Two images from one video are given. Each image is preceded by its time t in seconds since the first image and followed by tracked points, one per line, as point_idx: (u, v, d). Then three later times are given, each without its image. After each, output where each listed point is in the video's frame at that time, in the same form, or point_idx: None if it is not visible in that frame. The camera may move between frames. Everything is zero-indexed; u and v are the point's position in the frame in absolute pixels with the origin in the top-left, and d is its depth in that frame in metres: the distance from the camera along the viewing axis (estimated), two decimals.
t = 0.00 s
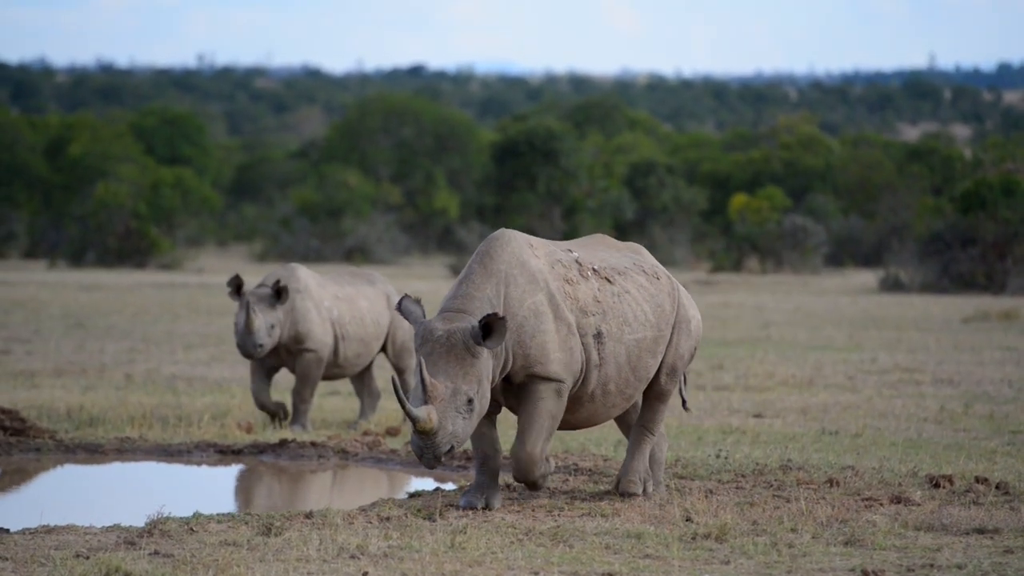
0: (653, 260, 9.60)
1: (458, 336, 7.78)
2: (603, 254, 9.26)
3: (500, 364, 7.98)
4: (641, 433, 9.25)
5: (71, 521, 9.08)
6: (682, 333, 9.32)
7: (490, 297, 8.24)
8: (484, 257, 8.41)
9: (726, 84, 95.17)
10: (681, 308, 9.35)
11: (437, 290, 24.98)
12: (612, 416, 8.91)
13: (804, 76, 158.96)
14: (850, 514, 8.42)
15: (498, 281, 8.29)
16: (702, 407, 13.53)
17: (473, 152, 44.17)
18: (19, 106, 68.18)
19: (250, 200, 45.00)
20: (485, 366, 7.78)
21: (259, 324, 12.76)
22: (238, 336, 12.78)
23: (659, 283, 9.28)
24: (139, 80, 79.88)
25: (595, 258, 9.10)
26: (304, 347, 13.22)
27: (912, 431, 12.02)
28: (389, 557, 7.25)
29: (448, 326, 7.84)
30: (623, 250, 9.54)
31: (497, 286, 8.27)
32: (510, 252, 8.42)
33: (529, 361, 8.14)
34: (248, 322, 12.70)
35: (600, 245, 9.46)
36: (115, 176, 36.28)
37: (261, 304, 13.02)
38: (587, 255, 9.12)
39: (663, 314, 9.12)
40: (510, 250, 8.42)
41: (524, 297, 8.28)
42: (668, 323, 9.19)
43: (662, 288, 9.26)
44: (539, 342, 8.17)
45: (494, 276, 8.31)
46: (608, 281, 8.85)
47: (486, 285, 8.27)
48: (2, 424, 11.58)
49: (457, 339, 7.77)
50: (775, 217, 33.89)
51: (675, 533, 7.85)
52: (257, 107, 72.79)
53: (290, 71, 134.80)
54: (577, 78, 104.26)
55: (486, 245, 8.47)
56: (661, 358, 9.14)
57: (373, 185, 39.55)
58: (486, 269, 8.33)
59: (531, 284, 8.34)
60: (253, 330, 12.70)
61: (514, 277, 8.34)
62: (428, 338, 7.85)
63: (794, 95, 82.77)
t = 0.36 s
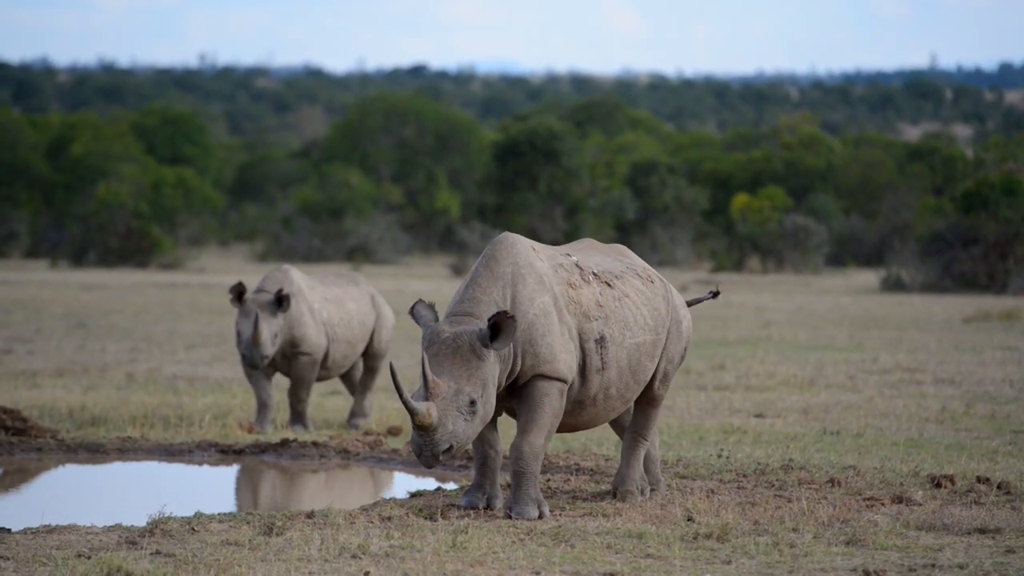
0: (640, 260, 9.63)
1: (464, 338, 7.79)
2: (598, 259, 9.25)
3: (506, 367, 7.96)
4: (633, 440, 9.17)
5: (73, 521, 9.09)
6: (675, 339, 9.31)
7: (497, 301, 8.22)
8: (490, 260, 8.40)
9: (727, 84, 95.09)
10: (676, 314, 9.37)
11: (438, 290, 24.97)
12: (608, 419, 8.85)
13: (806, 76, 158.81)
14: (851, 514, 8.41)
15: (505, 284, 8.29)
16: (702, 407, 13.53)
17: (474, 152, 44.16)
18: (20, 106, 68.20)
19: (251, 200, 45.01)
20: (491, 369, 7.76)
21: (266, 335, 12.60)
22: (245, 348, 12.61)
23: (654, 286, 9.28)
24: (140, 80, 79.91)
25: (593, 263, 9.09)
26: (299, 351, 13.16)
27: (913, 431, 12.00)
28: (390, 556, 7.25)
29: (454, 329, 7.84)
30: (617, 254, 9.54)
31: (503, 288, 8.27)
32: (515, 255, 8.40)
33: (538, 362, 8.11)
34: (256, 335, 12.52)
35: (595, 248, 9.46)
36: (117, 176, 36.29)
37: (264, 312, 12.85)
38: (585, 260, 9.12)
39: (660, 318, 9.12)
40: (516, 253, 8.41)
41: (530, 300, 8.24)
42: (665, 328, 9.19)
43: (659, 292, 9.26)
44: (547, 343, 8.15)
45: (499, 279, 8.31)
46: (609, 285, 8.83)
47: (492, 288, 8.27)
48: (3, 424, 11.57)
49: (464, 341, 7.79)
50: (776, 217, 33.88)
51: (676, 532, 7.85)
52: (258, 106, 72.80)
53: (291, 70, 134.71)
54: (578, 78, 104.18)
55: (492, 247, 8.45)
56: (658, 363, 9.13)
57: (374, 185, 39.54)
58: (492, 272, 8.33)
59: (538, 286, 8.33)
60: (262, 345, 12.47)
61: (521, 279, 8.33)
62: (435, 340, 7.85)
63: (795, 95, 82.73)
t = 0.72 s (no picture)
0: (635, 257, 9.71)
1: (479, 339, 7.72)
2: (600, 258, 9.30)
3: (522, 366, 7.88)
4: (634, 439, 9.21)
5: (75, 518, 9.08)
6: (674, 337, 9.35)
7: (510, 299, 8.16)
8: (501, 259, 8.32)
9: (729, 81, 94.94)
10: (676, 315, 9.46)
11: (439, 288, 24.96)
12: (611, 417, 8.89)
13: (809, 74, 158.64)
14: (853, 511, 8.40)
15: (518, 284, 8.21)
16: (704, 404, 13.51)
17: (476, 149, 44.15)
18: (22, 103, 68.23)
19: (253, 197, 45.01)
20: (507, 368, 7.70)
21: (264, 344, 12.55)
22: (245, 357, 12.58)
23: (658, 285, 9.43)
24: (142, 78, 79.93)
25: (597, 261, 9.13)
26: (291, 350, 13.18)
27: (916, 428, 12.00)
28: (392, 553, 7.24)
29: (470, 330, 7.77)
30: (613, 252, 9.63)
31: (516, 289, 8.19)
32: (526, 255, 8.35)
33: (548, 365, 8.02)
34: (254, 342, 12.47)
35: (595, 247, 9.51)
36: (118, 174, 36.30)
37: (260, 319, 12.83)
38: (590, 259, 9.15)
39: (663, 316, 9.21)
40: (528, 253, 8.35)
41: (544, 297, 8.19)
42: (667, 326, 9.29)
43: (659, 290, 9.33)
44: (557, 346, 8.05)
45: (512, 279, 8.22)
46: (616, 284, 8.87)
47: (504, 288, 8.19)
48: (5, 421, 11.56)
49: (479, 342, 7.72)
50: (778, 215, 33.86)
51: (678, 530, 7.85)
52: (260, 104, 72.81)
53: (294, 68, 134.65)
54: (580, 75, 104.17)
55: (502, 247, 8.38)
56: (661, 360, 9.18)
57: (376, 182, 39.54)
58: (505, 272, 8.25)
59: (550, 286, 8.26)
60: (259, 351, 12.48)
61: (533, 279, 8.26)
62: (451, 343, 7.78)
63: (798, 92, 82.61)
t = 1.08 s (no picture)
0: (622, 256, 9.73)
1: (467, 330, 7.71)
2: (589, 257, 9.31)
3: (513, 362, 7.86)
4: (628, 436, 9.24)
5: (77, 513, 9.09)
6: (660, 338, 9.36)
7: (502, 294, 8.14)
8: (493, 254, 8.32)
9: (731, 75, 94.94)
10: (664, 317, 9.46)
11: (440, 283, 24.94)
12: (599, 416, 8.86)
13: (811, 69, 158.60)
14: (854, 507, 8.40)
15: (510, 279, 8.20)
16: (705, 399, 13.52)
17: (477, 144, 44.13)
18: (24, 98, 68.20)
19: (254, 192, 44.99)
20: (497, 361, 7.67)
21: (262, 344, 12.49)
22: (241, 356, 12.44)
23: (645, 284, 9.44)
24: (144, 72, 79.88)
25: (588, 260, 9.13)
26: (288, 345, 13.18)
27: (917, 423, 11.99)
28: (393, 548, 7.25)
29: (458, 321, 7.74)
30: (601, 251, 9.64)
31: (508, 284, 8.18)
32: (520, 251, 8.34)
33: (542, 361, 8.02)
34: (252, 342, 12.40)
35: (583, 245, 9.52)
36: (120, 169, 36.30)
37: (260, 318, 12.77)
38: (580, 257, 9.15)
39: (653, 316, 9.20)
40: (520, 248, 8.35)
41: (538, 294, 8.17)
42: (656, 326, 9.28)
43: (647, 291, 9.34)
44: (551, 343, 8.04)
45: (504, 274, 8.22)
46: (608, 282, 8.87)
47: (496, 282, 8.18)
48: (6, 416, 11.57)
49: (467, 332, 7.71)
50: (780, 209, 33.83)
51: (680, 525, 7.84)
52: (261, 99, 72.77)
53: (296, 63, 134.60)
54: (581, 70, 104.23)
55: (495, 242, 8.37)
56: (650, 359, 9.18)
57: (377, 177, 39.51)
58: (497, 266, 8.25)
59: (542, 282, 8.25)
60: (258, 352, 12.40)
61: (526, 275, 8.25)
62: (440, 333, 7.75)
63: (799, 86, 82.56)
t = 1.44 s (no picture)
0: (602, 253, 9.68)
1: (438, 333, 7.68)
2: (573, 254, 9.24)
3: (492, 366, 7.84)
4: (603, 424, 9.27)
5: (87, 508, 9.11)
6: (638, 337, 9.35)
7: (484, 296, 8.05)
8: (477, 257, 8.23)
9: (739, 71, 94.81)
10: (643, 317, 9.45)
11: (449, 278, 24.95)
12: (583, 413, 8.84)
13: (819, 65, 158.28)
14: (862, 502, 8.40)
15: (496, 283, 8.10)
16: (714, 394, 13.51)
17: (485, 139, 44.12)
18: (32, 93, 68.32)
19: (262, 187, 45.01)
20: (468, 365, 7.63)
21: (259, 344, 12.55)
22: (237, 356, 12.49)
23: (626, 283, 9.41)
24: (152, 67, 79.97)
25: (570, 258, 9.08)
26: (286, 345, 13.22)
27: (925, 418, 11.98)
28: (401, 544, 7.25)
29: (430, 324, 7.71)
30: (584, 247, 9.56)
31: (493, 287, 8.07)
32: (505, 253, 8.26)
33: (529, 366, 7.99)
34: (248, 342, 12.46)
35: (566, 241, 9.43)
36: (128, 164, 36.36)
37: (258, 319, 12.81)
38: (564, 255, 9.08)
39: (633, 316, 9.21)
40: (505, 251, 8.26)
41: (524, 298, 8.10)
42: (636, 326, 9.27)
43: (627, 290, 9.32)
44: (538, 347, 8.00)
45: (489, 278, 8.12)
46: (592, 283, 8.83)
47: (478, 285, 8.09)
48: (16, 411, 11.59)
49: (438, 335, 7.67)
50: (788, 204, 33.78)
51: (688, 520, 7.84)
52: (269, 94, 72.84)
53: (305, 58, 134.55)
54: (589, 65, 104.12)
55: (480, 244, 8.29)
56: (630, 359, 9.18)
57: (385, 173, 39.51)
58: (481, 270, 8.16)
59: (530, 286, 8.17)
60: (253, 352, 12.46)
61: (513, 278, 8.16)
62: (411, 336, 7.72)
63: (807, 82, 82.47)
